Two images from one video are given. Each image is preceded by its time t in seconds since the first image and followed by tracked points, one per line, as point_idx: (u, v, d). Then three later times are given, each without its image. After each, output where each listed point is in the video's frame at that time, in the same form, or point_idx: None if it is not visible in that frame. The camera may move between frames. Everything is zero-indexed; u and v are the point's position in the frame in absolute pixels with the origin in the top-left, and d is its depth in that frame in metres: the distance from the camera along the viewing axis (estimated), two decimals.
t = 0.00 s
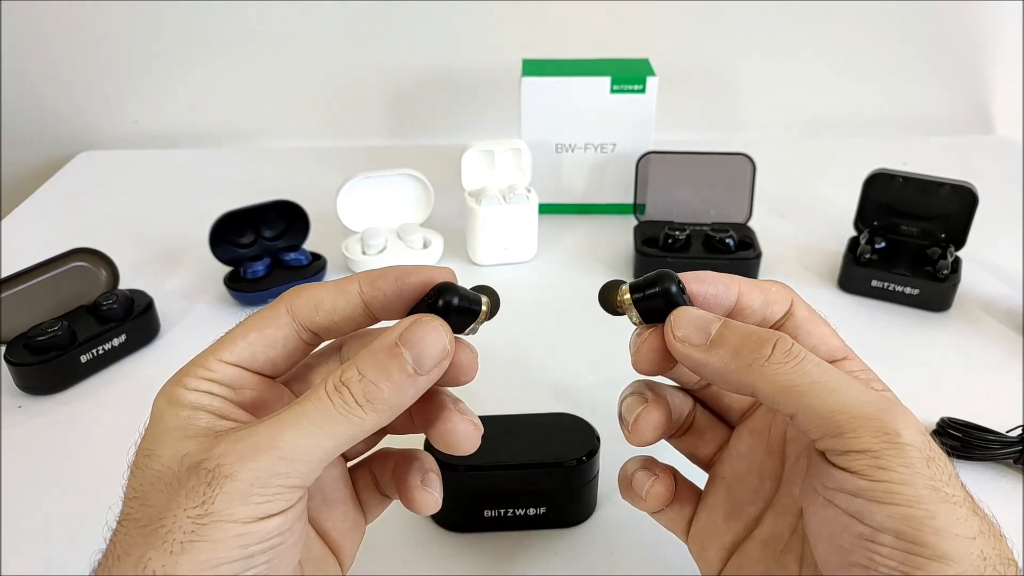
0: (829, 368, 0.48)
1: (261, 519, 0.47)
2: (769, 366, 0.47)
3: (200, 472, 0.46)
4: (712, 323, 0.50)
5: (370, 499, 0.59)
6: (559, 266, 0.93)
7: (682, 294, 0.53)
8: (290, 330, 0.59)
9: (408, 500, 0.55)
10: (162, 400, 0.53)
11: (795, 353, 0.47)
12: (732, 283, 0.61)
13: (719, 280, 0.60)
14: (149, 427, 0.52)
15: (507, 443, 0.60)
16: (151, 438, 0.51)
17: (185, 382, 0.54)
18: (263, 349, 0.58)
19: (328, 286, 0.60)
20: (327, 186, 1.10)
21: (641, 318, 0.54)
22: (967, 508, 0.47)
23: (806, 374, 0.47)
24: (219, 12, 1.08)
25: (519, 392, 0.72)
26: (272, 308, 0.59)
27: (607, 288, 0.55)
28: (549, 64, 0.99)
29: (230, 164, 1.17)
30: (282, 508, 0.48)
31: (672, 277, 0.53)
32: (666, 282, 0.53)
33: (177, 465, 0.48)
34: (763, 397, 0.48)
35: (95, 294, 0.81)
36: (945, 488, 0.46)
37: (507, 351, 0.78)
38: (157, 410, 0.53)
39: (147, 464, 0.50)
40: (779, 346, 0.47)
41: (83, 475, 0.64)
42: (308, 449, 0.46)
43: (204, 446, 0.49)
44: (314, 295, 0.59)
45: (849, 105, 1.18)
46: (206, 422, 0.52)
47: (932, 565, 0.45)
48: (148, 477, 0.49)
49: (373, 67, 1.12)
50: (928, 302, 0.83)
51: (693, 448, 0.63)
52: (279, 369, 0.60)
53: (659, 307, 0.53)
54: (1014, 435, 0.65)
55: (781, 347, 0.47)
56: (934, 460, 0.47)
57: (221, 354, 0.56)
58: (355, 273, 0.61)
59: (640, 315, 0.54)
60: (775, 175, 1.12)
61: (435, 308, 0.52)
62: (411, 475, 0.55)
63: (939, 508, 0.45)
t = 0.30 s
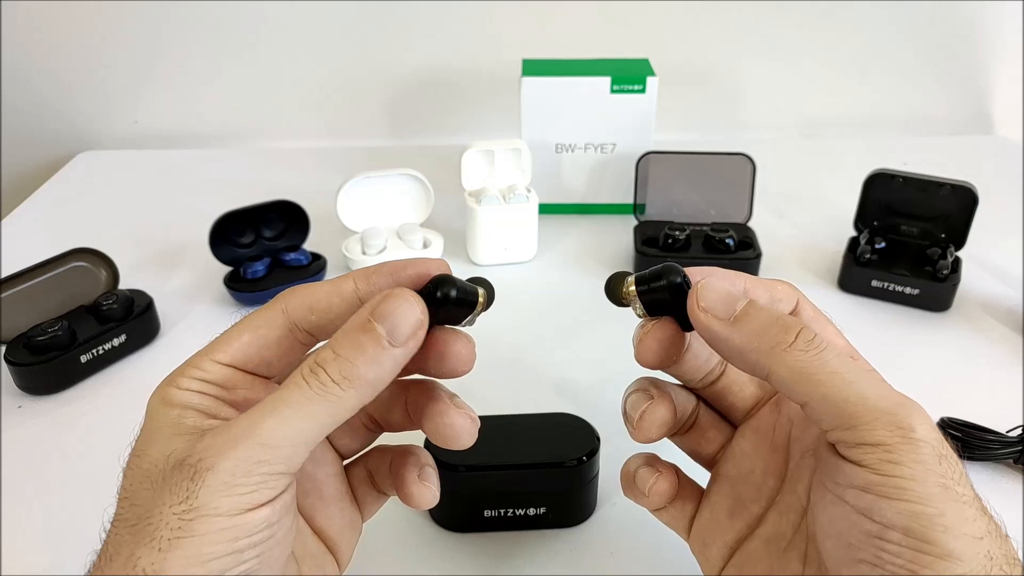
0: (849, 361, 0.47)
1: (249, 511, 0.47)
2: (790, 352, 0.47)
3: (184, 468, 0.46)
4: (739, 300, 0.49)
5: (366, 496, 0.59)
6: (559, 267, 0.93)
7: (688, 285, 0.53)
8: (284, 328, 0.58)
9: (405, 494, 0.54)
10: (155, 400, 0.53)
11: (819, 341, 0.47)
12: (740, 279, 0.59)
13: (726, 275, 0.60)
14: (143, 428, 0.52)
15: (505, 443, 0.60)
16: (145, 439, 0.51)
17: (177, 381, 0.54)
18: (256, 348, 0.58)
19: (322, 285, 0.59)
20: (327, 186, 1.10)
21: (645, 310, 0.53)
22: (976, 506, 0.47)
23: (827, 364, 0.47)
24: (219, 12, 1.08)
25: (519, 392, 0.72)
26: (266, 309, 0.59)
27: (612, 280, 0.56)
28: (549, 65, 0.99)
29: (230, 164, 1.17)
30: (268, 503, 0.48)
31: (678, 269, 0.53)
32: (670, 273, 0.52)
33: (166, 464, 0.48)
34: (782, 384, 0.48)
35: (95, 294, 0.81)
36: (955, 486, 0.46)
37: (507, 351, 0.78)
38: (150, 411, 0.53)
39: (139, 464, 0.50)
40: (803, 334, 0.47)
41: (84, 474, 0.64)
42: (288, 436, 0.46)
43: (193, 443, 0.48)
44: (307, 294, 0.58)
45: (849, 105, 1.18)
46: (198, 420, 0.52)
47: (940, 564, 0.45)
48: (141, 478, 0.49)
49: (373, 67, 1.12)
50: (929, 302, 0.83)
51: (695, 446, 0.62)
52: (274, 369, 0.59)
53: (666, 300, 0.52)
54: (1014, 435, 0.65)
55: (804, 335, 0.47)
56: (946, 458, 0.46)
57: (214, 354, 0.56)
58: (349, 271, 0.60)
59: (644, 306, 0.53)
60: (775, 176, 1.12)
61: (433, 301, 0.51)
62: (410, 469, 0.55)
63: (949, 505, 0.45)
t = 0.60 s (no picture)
0: (851, 363, 0.48)
1: (238, 504, 0.46)
2: (790, 352, 0.47)
3: (172, 463, 0.46)
4: (742, 299, 0.49)
5: (362, 497, 0.59)
6: (559, 267, 0.93)
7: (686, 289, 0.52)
8: (278, 334, 0.59)
9: (399, 494, 0.54)
10: (148, 403, 0.54)
11: (819, 343, 0.47)
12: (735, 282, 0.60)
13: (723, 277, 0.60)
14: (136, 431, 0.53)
15: (504, 443, 0.60)
16: (137, 441, 0.51)
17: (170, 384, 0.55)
18: (250, 352, 0.58)
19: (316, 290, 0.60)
20: (327, 186, 1.10)
21: (642, 310, 0.53)
22: (974, 508, 0.47)
23: (827, 365, 0.47)
24: (218, 13, 1.08)
25: (519, 392, 0.72)
26: (262, 314, 0.59)
27: (611, 281, 0.56)
28: (549, 64, 0.99)
29: (230, 164, 1.17)
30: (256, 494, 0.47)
31: (675, 271, 0.52)
32: (668, 275, 0.52)
33: (156, 462, 0.48)
34: (781, 383, 0.48)
35: (95, 294, 0.81)
36: (953, 487, 0.46)
37: (506, 351, 0.78)
38: (143, 414, 0.53)
39: (130, 464, 0.50)
40: (804, 336, 0.48)
41: (85, 475, 0.64)
42: (270, 421, 0.46)
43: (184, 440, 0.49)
44: (302, 299, 0.59)
45: (850, 105, 1.18)
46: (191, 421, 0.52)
47: (936, 566, 0.45)
48: (132, 477, 0.49)
49: (373, 68, 1.12)
50: (929, 302, 0.83)
51: (696, 449, 0.62)
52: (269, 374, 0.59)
53: (663, 301, 0.52)
54: (1013, 435, 0.65)
55: (805, 337, 0.47)
56: (942, 459, 0.47)
57: (208, 357, 0.56)
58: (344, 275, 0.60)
59: (642, 306, 0.53)
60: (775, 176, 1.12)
61: (426, 302, 0.51)
62: (404, 469, 0.55)
63: (946, 507, 0.45)
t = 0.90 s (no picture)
0: (802, 377, 0.49)
1: (273, 505, 0.47)
2: (746, 377, 0.49)
3: (211, 465, 0.47)
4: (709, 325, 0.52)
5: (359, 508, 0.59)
6: (559, 266, 0.93)
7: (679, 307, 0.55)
8: (287, 345, 0.60)
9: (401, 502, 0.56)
10: (162, 406, 0.54)
11: (774, 366, 0.49)
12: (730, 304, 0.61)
13: (719, 300, 0.61)
14: (151, 432, 0.52)
15: (504, 444, 0.60)
16: (156, 442, 0.51)
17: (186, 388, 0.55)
18: (260, 362, 0.59)
19: (327, 305, 0.61)
20: (327, 186, 1.10)
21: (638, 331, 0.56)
22: (941, 503, 0.47)
23: (780, 385, 0.48)
24: (218, 13, 1.08)
25: (519, 392, 0.72)
26: (271, 325, 0.60)
27: (610, 304, 0.59)
28: (549, 63, 0.99)
29: (230, 164, 1.17)
30: (292, 499, 0.48)
31: (666, 291, 0.55)
32: (658, 295, 0.55)
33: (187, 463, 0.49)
34: (740, 405, 0.50)
35: (95, 293, 0.81)
36: (914, 484, 0.46)
37: (506, 350, 0.78)
38: (157, 416, 0.53)
39: (152, 465, 0.50)
40: (760, 360, 0.49)
41: (83, 475, 0.64)
42: (310, 434, 0.47)
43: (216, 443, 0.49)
44: (312, 314, 0.60)
45: (850, 105, 1.18)
46: (211, 424, 0.53)
47: (901, 556, 0.44)
48: (156, 477, 0.49)
49: (373, 67, 1.12)
50: (929, 302, 0.83)
51: (708, 462, 0.63)
52: (277, 384, 0.60)
53: (655, 320, 0.54)
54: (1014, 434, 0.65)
55: (761, 360, 0.49)
56: (895, 459, 0.46)
57: (221, 363, 0.56)
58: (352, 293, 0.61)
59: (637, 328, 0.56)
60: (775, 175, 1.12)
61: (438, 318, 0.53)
62: (400, 477, 0.56)
63: (908, 501, 0.45)
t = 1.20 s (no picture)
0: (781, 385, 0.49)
1: (295, 509, 0.47)
2: (724, 389, 0.49)
3: (231, 469, 0.47)
4: (689, 338, 0.52)
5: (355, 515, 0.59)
6: (559, 266, 0.93)
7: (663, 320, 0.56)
8: (296, 354, 0.60)
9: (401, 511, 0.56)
10: (169, 410, 0.53)
11: (752, 376, 0.49)
12: (719, 314, 0.62)
13: (705, 311, 0.62)
14: (158, 436, 0.52)
15: (504, 444, 0.60)
16: (167, 445, 0.51)
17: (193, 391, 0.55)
18: (269, 369, 0.59)
19: (338, 316, 0.61)
20: (327, 185, 1.10)
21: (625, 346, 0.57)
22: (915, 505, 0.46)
23: (757, 396, 0.48)
24: (218, 13, 1.08)
25: (519, 391, 0.72)
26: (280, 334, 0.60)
27: (602, 321, 0.60)
28: (549, 63, 0.98)
29: (230, 164, 1.17)
30: (311, 504, 0.48)
31: (651, 305, 0.56)
32: (642, 309, 0.55)
33: (204, 466, 0.48)
34: (720, 415, 0.50)
35: (95, 293, 0.81)
36: (887, 487, 0.46)
37: (507, 350, 0.78)
38: (165, 420, 0.53)
39: (166, 468, 0.49)
40: (739, 371, 0.49)
41: (83, 475, 0.63)
42: (332, 441, 0.47)
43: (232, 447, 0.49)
44: (323, 325, 0.60)
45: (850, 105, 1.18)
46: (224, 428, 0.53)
47: (876, 561, 0.45)
48: (171, 480, 0.49)
49: (373, 67, 1.12)
50: (929, 302, 0.83)
51: (709, 471, 0.63)
52: (284, 392, 0.60)
53: (640, 335, 0.55)
54: (1014, 434, 0.65)
55: (739, 372, 0.49)
56: (869, 465, 0.47)
57: (230, 368, 0.56)
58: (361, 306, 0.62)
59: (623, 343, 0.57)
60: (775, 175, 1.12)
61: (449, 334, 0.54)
62: (401, 485, 0.57)
63: (880, 506, 0.45)
